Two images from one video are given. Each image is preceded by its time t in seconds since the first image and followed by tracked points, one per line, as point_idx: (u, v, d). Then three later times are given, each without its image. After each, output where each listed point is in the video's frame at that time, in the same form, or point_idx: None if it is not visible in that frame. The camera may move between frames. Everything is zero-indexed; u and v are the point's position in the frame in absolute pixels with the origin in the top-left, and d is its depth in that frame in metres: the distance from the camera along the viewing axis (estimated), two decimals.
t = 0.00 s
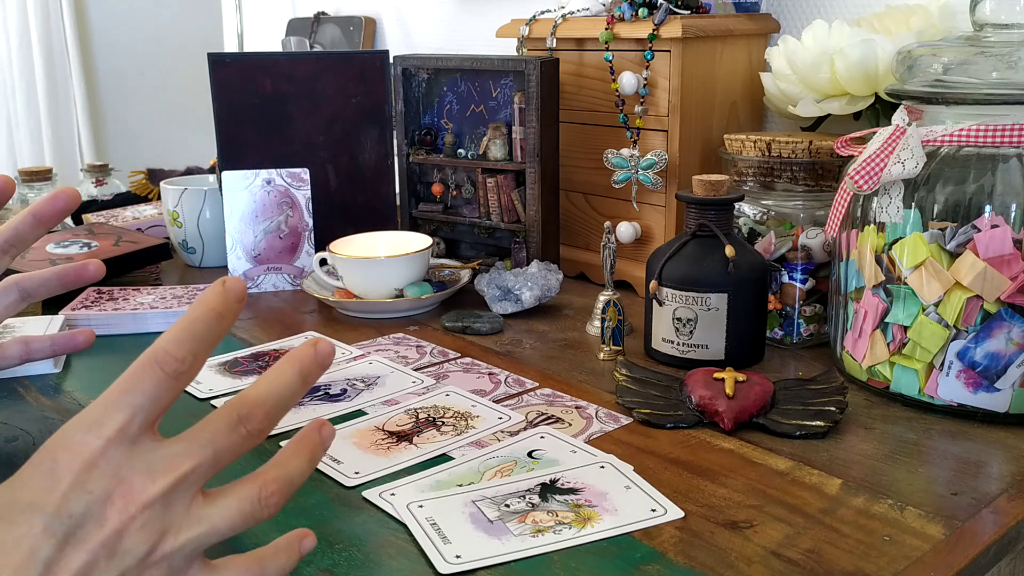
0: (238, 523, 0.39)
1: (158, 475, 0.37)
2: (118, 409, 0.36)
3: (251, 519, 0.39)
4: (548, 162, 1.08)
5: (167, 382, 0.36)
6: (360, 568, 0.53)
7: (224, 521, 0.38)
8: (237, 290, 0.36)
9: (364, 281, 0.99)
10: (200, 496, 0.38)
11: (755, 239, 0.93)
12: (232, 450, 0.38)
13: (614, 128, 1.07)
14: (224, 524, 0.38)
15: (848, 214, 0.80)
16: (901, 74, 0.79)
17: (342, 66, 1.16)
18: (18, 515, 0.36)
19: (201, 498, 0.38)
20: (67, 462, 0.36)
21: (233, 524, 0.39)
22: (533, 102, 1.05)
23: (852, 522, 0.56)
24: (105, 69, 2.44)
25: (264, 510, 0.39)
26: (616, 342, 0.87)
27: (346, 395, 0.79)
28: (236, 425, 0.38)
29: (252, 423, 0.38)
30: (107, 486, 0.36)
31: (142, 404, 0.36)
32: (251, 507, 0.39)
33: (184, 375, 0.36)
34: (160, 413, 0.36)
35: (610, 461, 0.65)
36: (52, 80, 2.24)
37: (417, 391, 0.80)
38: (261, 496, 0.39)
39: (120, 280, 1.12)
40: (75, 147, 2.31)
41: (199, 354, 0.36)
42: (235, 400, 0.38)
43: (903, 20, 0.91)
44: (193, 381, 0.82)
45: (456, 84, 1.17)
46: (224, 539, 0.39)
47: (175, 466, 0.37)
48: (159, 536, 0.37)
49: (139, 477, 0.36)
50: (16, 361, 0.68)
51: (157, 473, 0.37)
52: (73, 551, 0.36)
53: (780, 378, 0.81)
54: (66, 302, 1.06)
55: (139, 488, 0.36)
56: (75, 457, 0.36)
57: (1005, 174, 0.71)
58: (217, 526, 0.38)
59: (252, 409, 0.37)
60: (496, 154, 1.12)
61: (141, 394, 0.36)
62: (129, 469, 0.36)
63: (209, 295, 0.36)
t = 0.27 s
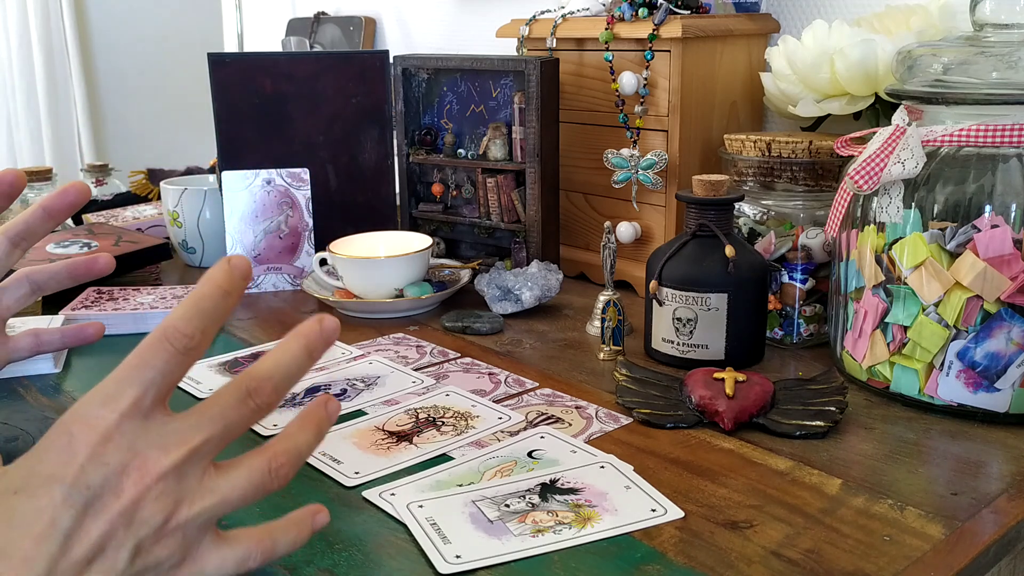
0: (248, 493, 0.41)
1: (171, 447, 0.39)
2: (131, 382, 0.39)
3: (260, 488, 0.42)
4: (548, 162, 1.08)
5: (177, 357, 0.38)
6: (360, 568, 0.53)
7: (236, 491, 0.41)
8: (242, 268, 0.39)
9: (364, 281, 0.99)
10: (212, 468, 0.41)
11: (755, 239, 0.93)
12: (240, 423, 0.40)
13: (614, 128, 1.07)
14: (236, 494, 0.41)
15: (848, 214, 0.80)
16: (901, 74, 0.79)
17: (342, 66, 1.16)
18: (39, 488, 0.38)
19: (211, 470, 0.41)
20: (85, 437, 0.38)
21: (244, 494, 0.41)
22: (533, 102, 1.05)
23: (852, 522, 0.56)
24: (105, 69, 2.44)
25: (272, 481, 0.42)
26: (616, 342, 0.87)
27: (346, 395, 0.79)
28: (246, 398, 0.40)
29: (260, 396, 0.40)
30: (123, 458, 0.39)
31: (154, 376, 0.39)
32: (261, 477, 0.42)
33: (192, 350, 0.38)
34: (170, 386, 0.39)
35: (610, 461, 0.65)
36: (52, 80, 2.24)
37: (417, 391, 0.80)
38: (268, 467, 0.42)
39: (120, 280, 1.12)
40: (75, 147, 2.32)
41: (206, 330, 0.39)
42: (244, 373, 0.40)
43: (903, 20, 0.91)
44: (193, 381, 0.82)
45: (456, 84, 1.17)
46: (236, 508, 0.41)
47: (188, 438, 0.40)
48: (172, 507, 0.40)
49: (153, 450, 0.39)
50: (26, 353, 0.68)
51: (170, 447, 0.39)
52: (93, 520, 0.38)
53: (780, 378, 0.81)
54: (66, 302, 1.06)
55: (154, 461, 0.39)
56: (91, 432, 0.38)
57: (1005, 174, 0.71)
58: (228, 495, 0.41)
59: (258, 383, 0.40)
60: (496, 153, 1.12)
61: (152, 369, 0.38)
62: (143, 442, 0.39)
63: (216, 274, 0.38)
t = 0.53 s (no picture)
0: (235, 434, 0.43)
1: (157, 395, 0.41)
2: (115, 335, 0.40)
3: (246, 430, 0.43)
4: (548, 161, 1.08)
5: (159, 309, 0.40)
6: (360, 568, 0.53)
7: (221, 433, 0.42)
8: (219, 214, 0.40)
9: (364, 281, 0.99)
10: (198, 413, 0.43)
11: (755, 239, 0.93)
12: (219, 366, 0.42)
13: (614, 128, 1.07)
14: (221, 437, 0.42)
15: (848, 214, 0.80)
16: (901, 74, 0.79)
17: (342, 66, 1.16)
18: (36, 439, 0.40)
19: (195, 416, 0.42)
20: (73, 389, 0.40)
21: (230, 436, 0.43)
22: (533, 102, 1.05)
23: (852, 522, 0.56)
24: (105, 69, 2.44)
25: (256, 422, 0.43)
26: (616, 342, 0.87)
27: (346, 395, 0.79)
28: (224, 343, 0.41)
29: (238, 341, 0.41)
30: (113, 408, 0.40)
31: (136, 329, 0.40)
32: (245, 418, 0.43)
33: (173, 301, 0.40)
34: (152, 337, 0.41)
35: (610, 461, 0.65)
36: (52, 80, 2.24)
37: (417, 391, 0.80)
38: (252, 410, 0.43)
39: (120, 280, 1.12)
40: (75, 146, 2.32)
41: (186, 279, 0.40)
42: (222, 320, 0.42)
43: (903, 20, 0.91)
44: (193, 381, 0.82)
45: (456, 84, 1.17)
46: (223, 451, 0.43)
47: (173, 385, 0.41)
48: (163, 452, 0.41)
49: (139, 398, 0.41)
50: (40, 342, 0.66)
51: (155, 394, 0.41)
52: (89, 469, 0.40)
53: (780, 378, 0.81)
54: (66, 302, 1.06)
55: (140, 409, 0.41)
56: (80, 384, 0.40)
57: (1005, 174, 0.71)
58: (216, 438, 0.42)
59: (235, 330, 0.41)
60: (496, 153, 1.12)
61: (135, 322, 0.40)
62: (130, 391, 0.41)
63: (191, 225, 0.40)
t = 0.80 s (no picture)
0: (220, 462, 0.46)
1: (148, 421, 0.45)
2: (109, 363, 0.44)
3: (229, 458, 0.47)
4: (548, 162, 1.08)
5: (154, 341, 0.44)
6: (360, 568, 0.53)
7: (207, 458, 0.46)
8: (214, 256, 0.44)
9: (364, 281, 0.99)
10: (185, 441, 0.46)
11: (755, 239, 0.93)
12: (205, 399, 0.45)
13: (614, 128, 1.07)
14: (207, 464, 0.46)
15: (848, 214, 0.80)
16: (901, 74, 0.79)
17: (343, 66, 1.16)
18: (37, 456, 0.43)
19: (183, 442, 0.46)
20: (70, 412, 0.44)
21: (216, 463, 0.46)
22: (533, 102, 1.05)
23: (852, 522, 0.56)
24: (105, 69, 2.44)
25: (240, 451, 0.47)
26: (616, 342, 0.87)
27: (346, 395, 0.79)
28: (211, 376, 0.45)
29: (224, 374, 0.45)
30: (108, 430, 0.44)
31: (130, 358, 0.44)
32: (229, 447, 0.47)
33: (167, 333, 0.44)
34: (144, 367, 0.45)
35: (610, 461, 0.65)
36: (52, 80, 2.24)
37: (417, 391, 0.80)
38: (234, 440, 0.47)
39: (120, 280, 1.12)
40: (75, 146, 2.32)
41: (177, 315, 0.44)
42: (210, 354, 0.46)
43: (903, 20, 0.91)
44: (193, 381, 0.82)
45: (456, 84, 1.17)
46: (208, 476, 0.46)
47: (163, 412, 0.45)
48: (153, 474, 0.45)
49: (132, 424, 0.44)
50: (38, 363, 0.71)
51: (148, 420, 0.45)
52: (88, 483, 0.44)
53: (780, 378, 0.81)
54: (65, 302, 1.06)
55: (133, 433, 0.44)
56: (76, 406, 0.44)
57: (1005, 174, 0.71)
58: (202, 465, 0.46)
59: (222, 365, 0.45)
60: (496, 154, 1.12)
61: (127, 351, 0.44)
62: (123, 417, 0.44)
63: (188, 264, 0.44)
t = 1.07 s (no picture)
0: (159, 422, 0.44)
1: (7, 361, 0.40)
2: None
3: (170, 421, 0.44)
4: (548, 161, 1.08)
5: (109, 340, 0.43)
6: (360, 568, 0.53)
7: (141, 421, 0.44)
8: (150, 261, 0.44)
9: (364, 281, 0.99)
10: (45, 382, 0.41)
11: (755, 239, 0.93)
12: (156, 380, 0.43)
13: (614, 128, 1.07)
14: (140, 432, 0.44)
15: (848, 214, 0.80)
16: (901, 74, 0.79)
17: (342, 66, 1.16)
18: None
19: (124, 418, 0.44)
20: None
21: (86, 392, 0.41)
22: (532, 102, 1.05)
23: (852, 522, 0.56)
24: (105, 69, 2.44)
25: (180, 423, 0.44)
26: (616, 342, 0.87)
27: (346, 395, 0.79)
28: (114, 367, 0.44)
29: None
30: None
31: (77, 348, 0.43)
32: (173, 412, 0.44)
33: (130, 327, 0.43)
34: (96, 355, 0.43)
35: (610, 461, 0.65)
36: (52, 80, 2.24)
37: (417, 391, 0.80)
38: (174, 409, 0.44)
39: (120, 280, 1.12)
40: (75, 146, 2.32)
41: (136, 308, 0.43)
42: None
43: (903, 20, 0.91)
44: (193, 381, 0.82)
45: (456, 84, 1.17)
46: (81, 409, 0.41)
47: None
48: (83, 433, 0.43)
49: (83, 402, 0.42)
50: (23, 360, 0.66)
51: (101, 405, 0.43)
52: None
53: (780, 378, 0.81)
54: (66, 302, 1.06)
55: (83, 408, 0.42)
56: None
57: (1005, 174, 0.71)
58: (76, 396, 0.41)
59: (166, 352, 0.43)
60: (496, 153, 1.12)
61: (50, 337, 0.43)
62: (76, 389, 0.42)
63: None
